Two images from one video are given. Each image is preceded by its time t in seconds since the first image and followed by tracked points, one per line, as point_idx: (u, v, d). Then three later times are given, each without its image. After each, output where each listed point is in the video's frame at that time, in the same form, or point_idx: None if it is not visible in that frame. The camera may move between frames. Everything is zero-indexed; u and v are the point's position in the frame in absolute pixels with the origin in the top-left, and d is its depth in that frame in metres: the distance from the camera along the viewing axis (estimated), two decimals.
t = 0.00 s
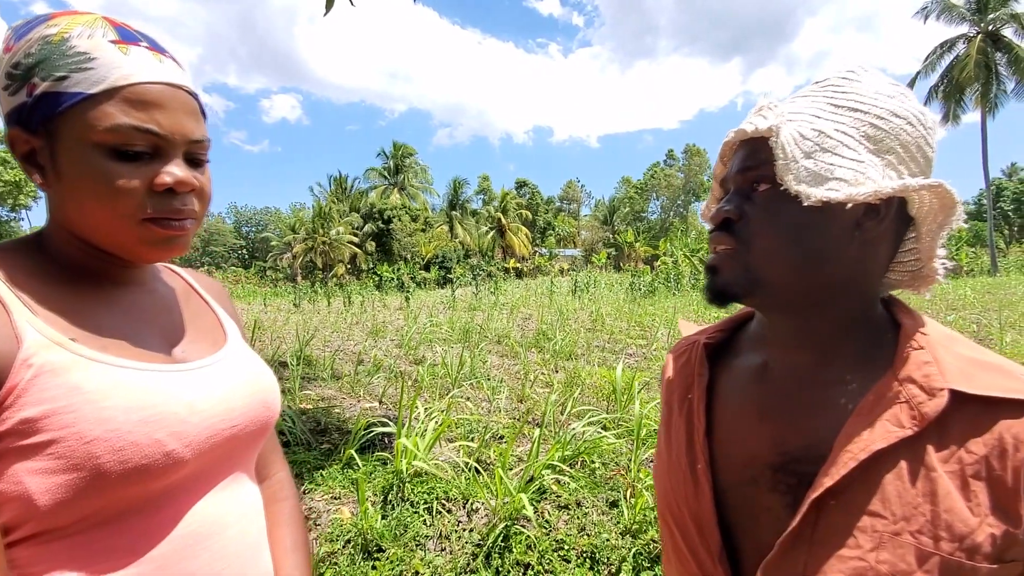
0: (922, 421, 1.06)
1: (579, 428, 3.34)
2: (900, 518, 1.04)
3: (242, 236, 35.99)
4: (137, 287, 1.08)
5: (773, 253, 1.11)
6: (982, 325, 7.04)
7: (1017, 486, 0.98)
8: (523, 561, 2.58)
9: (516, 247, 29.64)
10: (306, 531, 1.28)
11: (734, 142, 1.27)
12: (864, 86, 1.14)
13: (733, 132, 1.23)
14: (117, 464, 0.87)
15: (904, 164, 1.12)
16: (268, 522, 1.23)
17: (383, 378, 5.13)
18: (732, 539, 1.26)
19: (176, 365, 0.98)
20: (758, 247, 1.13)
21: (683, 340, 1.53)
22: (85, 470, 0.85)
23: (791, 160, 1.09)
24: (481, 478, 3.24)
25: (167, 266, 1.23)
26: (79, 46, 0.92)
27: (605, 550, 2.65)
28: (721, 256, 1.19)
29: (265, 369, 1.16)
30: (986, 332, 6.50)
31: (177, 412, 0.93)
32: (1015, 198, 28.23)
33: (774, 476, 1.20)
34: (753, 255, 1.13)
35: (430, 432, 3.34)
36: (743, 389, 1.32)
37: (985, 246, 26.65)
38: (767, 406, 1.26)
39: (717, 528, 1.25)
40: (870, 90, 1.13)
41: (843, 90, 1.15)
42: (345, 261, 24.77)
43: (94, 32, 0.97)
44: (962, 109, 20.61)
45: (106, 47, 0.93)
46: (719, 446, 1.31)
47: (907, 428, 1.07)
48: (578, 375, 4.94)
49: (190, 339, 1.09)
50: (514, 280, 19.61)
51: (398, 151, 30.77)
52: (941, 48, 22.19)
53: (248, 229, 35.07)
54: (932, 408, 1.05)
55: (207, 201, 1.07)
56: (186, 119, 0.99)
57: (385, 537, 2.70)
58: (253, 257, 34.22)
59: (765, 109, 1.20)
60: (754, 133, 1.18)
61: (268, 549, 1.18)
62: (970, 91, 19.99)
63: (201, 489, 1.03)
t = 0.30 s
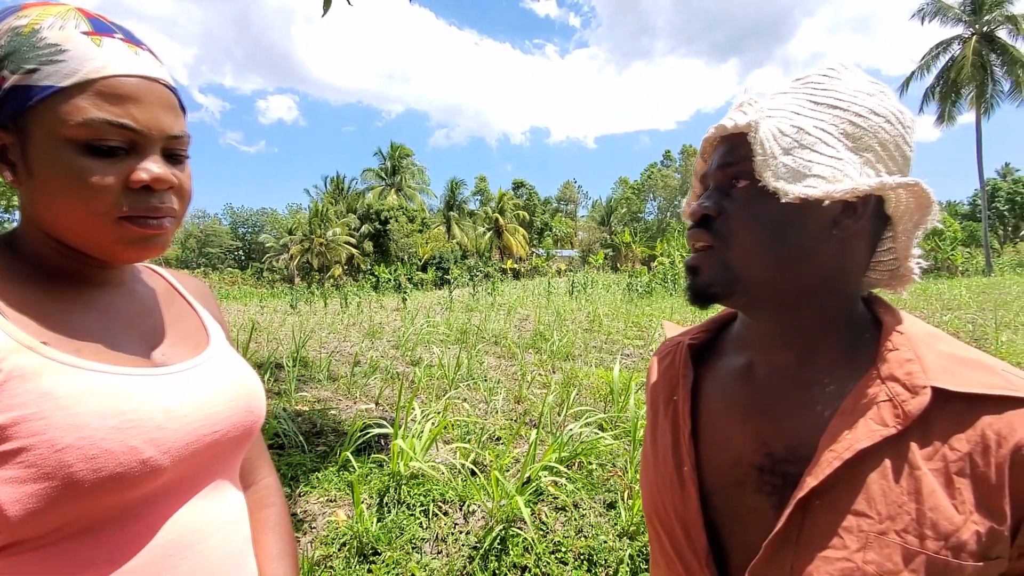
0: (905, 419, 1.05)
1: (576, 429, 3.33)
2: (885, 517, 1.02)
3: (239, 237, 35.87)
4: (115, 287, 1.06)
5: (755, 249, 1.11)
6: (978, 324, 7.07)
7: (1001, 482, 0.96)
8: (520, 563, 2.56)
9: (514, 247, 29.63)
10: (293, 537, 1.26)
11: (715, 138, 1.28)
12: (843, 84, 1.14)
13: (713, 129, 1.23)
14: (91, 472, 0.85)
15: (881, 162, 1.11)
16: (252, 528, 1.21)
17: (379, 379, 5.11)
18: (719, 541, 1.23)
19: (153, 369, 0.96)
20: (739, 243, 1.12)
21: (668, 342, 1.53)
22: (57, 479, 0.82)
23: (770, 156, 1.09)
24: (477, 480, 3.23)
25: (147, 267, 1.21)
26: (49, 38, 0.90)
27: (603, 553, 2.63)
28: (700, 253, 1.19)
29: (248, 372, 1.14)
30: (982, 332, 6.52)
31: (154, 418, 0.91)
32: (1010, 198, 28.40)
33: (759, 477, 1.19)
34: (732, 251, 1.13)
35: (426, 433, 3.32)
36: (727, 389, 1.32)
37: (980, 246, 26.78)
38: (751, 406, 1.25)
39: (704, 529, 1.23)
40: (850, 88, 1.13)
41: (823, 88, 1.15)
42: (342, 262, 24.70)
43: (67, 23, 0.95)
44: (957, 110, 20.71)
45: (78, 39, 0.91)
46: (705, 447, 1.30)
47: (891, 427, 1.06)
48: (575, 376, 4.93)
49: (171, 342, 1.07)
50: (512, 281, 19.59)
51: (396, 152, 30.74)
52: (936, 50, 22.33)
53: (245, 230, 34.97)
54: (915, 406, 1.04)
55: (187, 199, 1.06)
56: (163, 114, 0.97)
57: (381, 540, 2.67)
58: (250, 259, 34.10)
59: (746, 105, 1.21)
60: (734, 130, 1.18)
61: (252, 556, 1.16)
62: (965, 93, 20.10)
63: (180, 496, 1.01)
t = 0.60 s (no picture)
0: (895, 419, 1.05)
1: (575, 430, 3.33)
2: (877, 519, 1.01)
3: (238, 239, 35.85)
4: (103, 286, 1.04)
5: (747, 248, 1.09)
6: (977, 325, 7.08)
7: (990, 482, 0.96)
8: (519, 566, 2.55)
9: (513, 248, 29.62)
10: (288, 541, 1.25)
11: (703, 134, 1.24)
12: (832, 83, 1.14)
13: (702, 124, 1.19)
14: (76, 478, 0.84)
15: (870, 162, 1.12)
16: (246, 532, 1.20)
17: (378, 380, 5.10)
18: (711, 546, 1.22)
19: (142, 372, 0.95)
20: (731, 242, 1.10)
21: (657, 344, 1.52)
22: (42, 485, 0.81)
23: (765, 153, 1.08)
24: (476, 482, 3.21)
25: (137, 268, 1.20)
26: (32, 34, 0.89)
27: (603, 554, 2.62)
28: (690, 254, 1.16)
29: (240, 374, 1.13)
30: (982, 332, 6.53)
31: (142, 422, 0.90)
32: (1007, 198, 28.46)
33: (750, 480, 1.18)
34: (725, 251, 1.11)
35: (425, 435, 3.31)
36: (716, 391, 1.31)
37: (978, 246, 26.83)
38: (742, 408, 1.24)
39: (696, 534, 1.22)
40: (838, 86, 1.14)
41: (812, 86, 1.15)
42: (341, 263, 24.67)
43: (51, 18, 0.94)
44: (956, 111, 20.75)
45: (62, 34, 0.90)
46: (696, 450, 1.28)
47: (880, 428, 1.05)
48: (575, 377, 4.93)
49: (161, 344, 1.06)
50: (511, 282, 19.58)
51: (395, 153, 30.75)
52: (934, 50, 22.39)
53: (244, 232, 34.95)
54: (905, 407, 1.04)
55: (176, 199, 1.04)
56: (151, 111, 0.96)
57: (379, 542, 2.66)
58: (249, 260, 34.07)
59: (736, 101, 1.18)
60: (727, 125, 1.14)
61: (245, 560, 1.14)
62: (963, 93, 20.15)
63: (170, 501, 1.00)
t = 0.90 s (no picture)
0: (873, 419, 1.05)
1: (575, 431, 3.33)
2: (859, 517, 1.02)
3: (238, 240, 35.83)
4: (107, 288, 1.04)
5: (726, 250, 1.09)
6: (977, 325, 7.08)
7: (967, 477, 0.97)
8: (520, 566, 2.55)
9: (513, 249, 29.61)
10: (290, 541, 1.25)
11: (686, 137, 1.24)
12: (810, 87, 1.14)
13: (685, 124, 1.20)
14: (80, 478, 0.84)
15: (846, 165, 1.13)
16: (248, 531, 1.20)
17: (378, 382, 5.10)
18: (699, 547, 1.22)
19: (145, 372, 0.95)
20: (711, 243, 1.10)
21: (639, 348, 1.52)
22: (46, 485, 0.81)
23: (743, 155, 1.08)
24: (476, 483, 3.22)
25: (141, 270, 1.20)
26: (35, 36, 0.89)
27: (603, 555, 2.62)
28: (668, 248, 1.15)
29: (243, 375, 1.13)
30: (982, 332, 6.54)
31: (146, 422, 0.90)
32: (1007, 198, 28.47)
33: (736, 482, 1.18)
34: (703, 250, 1.11)
35: (425, 436, 3.31)
36: (698, 393, 1.31)
37: (978, 247, 26.83)
38: (723, 410, 1.24)
39: (684, 537, 1.21)
40: (816, 91, 1.14)
41: (790, 90, 1.16)
42: (342, 264, 24.66)
43: (54, 20, 0.94)
44: (956, 111, 20.77)
45: (65, 36, 0.90)
46: (681, 452, 1.29)
47: (860, 427, 1.06)
48: (575, 378, 4.93)
49: (163, 344, 1.06)
50: (511, 283, 19.58)
51: (396, 154, 30.77)
52: (934, 51, 22.43)
53: (244, 233, 34.94)
54: (883, 406, 1.05)
55: (178, 201, 1.05)
56: (154, 113, 0.96)
57: (380, 544, 2.66)
58: (249, 262, 34.06)
59: (718, 102, 1.18)
60: (707, 126, 1.15)
61: (247, 560, 1.14)
62: (963, 94, 20.18)
63: (173, 501, 1.00)
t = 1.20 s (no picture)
0: (851, 413, 1.06)
1: (576, 432, 3.35)
2: (839, 507, 1.03)
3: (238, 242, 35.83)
4: (123, 291, 1.06)
5: (720, 279, 1.09)
6: (978, 326, 7.09)
7: (938, 467, 0.99)
8: (521, 567, 2.55)
9: (513, 251, 29.62)
10: (300, 539, 1.26)
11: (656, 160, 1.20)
12: (769, 94, 1.15)
13: (658, 148, 1.15)
14: (101, 476, 0.85)
15: (812, 171, 1.18)
16: (260, 530, 1.21)
17: (378, 383, 5.11)
18: (687, 544, 1.24)
19: (161, 373, 0.96)
20: (708, 274, 1.09)
21: (625, 353, 1.55)
22: (68, 483, 0.83)
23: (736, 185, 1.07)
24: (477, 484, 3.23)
25: (152, 272, 1.21)
26: (58, 46, 0.91)
27: (604, 556, 2.62)
28: (663, 285, 1.14)
29: (254, 376, 1.14)
30: (984, 333, 6.54)
31: (163, 422, 0.92)
32: (1007, 199, 28.49)
33: (721, 478, 1.19)
34: (699, 281, 1.10)
35: (426, 438, 3.33)
36: (681, 395, 1.34)
37: (978, 248, 26.84)
38: (707, 410, 1.26)
39: (672, 534, 1.23)
40: (774, 98, 1.15)
41: (752, 100, 1.16)
42: (342, 265, 24.65)
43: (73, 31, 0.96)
44: (956, 112, 20.80)
45: (88, 47, 0.92)
46: (667, 451, 1.31)
47: (838, 422, 1.07)
48: (575, 379, 4.94)
49: (178, 347, 1.07)
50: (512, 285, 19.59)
51: (395, 156, 30.81)
52: (933, 53, 22.49)
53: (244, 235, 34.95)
54: (860, 401, 1.06)
55: (193, 206, 1.06)
56: (172, 122, 0.97)
57: (382, 544, 2.67)
58: (249, 263, 34.06)
59: (691, 123, 1.14)
60: (692, 154, 1.11)
61: (261, 558, 1.15)
62: (963, 95, 20.22)
63: (190, 501, 1.01)
